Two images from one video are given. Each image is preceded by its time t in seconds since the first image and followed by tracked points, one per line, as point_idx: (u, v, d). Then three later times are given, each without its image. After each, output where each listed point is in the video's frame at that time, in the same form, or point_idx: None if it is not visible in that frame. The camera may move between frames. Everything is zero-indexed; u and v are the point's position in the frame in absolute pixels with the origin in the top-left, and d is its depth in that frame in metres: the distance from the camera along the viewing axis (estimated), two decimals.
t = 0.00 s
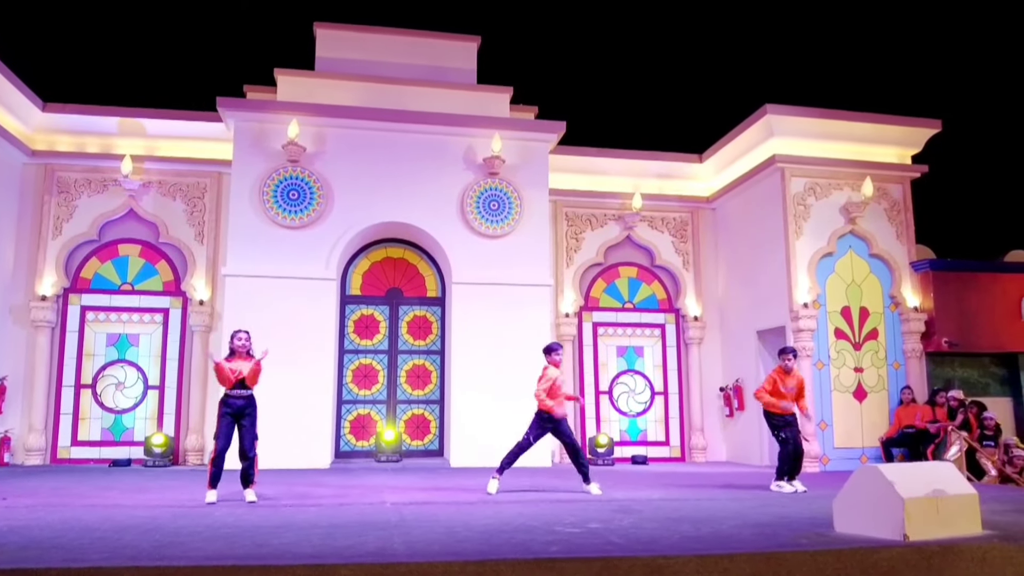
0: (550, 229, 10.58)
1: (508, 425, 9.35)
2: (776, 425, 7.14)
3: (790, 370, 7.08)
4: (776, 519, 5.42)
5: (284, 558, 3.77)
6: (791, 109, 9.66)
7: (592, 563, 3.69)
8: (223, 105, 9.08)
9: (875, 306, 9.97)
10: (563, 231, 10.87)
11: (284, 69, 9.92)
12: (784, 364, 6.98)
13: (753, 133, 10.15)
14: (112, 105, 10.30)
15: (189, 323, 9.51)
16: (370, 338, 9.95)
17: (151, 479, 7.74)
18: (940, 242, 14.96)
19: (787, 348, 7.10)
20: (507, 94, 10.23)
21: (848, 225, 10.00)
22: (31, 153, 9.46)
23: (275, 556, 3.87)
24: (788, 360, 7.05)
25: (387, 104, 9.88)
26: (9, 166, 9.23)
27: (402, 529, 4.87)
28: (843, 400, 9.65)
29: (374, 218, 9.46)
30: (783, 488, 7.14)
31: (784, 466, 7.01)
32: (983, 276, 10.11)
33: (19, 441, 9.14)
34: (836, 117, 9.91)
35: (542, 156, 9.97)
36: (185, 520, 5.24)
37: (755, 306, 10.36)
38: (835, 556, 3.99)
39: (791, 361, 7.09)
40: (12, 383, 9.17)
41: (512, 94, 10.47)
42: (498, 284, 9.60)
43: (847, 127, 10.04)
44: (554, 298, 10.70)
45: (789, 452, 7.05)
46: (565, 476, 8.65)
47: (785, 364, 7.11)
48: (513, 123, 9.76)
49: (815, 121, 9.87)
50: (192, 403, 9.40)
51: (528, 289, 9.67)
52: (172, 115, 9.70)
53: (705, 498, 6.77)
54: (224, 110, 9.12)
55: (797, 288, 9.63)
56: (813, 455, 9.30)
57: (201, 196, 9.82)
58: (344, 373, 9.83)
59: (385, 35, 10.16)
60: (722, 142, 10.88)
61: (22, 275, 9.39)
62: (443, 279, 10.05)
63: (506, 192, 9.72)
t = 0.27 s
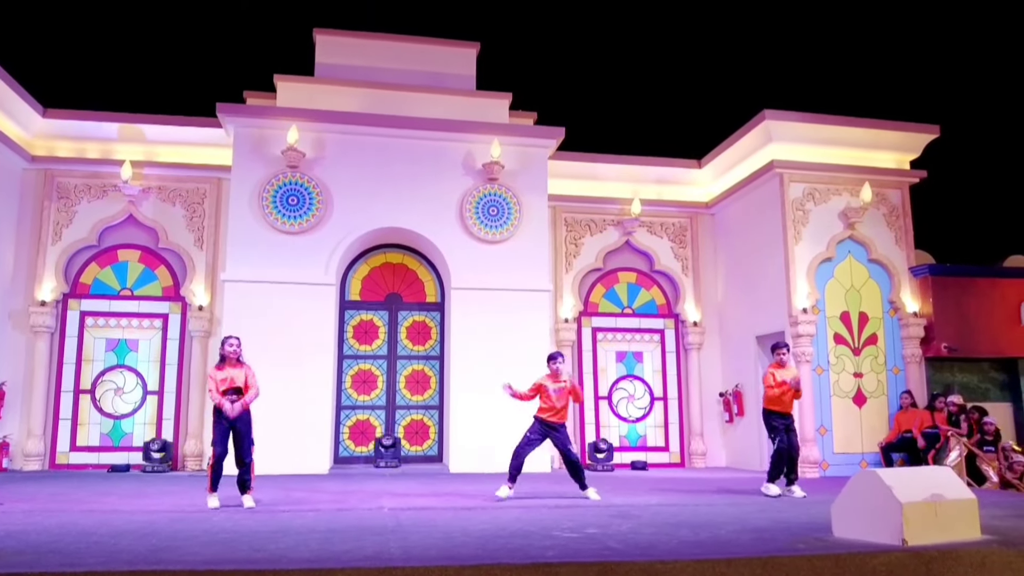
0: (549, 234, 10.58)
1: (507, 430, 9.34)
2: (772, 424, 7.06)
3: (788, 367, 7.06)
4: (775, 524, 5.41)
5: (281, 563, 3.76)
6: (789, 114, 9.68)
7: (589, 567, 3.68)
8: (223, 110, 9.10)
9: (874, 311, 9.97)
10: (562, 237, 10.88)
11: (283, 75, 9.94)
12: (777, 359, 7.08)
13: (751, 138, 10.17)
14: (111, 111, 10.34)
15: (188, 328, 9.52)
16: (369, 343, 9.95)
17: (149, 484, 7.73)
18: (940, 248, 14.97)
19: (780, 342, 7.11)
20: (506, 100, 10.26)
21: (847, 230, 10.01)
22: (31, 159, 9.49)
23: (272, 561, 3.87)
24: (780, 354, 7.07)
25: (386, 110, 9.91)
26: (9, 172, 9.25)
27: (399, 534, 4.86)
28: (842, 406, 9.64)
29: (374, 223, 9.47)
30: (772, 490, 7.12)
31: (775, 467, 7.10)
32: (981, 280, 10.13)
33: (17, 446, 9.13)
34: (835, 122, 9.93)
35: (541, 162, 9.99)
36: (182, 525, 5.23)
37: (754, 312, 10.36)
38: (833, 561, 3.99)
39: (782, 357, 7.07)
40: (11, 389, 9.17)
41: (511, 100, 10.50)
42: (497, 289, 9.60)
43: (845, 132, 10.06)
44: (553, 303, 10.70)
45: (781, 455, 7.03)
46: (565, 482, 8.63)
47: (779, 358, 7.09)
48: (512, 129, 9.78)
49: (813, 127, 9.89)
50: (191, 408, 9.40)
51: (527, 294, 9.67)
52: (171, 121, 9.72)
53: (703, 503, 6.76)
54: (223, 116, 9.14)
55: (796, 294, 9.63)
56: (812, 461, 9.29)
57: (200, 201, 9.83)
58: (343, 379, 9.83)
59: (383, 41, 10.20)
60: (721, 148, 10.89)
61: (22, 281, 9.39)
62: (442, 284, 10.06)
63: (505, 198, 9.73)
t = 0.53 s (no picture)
0: (550, 238, 10.58)
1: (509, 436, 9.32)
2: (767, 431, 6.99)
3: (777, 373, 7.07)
4: (777, 530, 5.39)
5: (280, 568, 3.75)
6: (790, 119, 9.68)
7: (591, 572, 3.67)
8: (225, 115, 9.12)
9: (876, 316, 9.95)
10: (563, 241, 10.88)
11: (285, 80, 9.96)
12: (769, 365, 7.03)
13: (753, 143, 10.17)
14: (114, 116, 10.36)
15: (190, 333, 9.52)
16: (371, 348, 9.95)
17: (150, 490, 7.72)
18: (942, 252, 14.95)
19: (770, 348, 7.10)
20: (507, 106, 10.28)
21: (849, 235, 10.00)
22: (34, 164, 9.51)
23: (272, 566, 3.86)
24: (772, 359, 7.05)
25: (387, 115, 9.92)
26: (12, 178, 9.26)
27: (400, 539, 4.85)
28: (845, 411, 9.61)
29: (375, 228, 9.47)
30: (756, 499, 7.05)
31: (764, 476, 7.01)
32: (983, 285, 10.11)
33: (18, 451, 9.12)
34: (836, 127, 9.93)
35: (542, 167, 9.99)
36: (182, 530, 5.22)
37: (756, 317, 10.34)
38: (836, 566, 3.97)
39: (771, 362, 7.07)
40: (13, 394, 9.16)
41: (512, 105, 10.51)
42: (498, 294, 9.59)
43: (847, 137, 10.05)
44: (555, 308, 10.69)
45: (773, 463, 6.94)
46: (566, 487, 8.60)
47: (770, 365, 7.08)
48: (513, 134, 9.79)
49: (815, 132, 9.89)
50: (193, 413, 9.39)
51: (528, 299, 9.66)
52: (173, 126, 9.74)
53: (705, 508, 6.74)
54: (225, 121, 9.15)
55: (798, 298, 9.62)
56: (815, 466, 9.26)
57: (202, 207, 9.84)
58: (344, 384, 9.82)
59: (385, 47, 10.21)
60: (723, 153, 10.89)
61: (24, 286, 9.40)
62: (444, 289, 10.06)
63: (506, 203, 9.73)
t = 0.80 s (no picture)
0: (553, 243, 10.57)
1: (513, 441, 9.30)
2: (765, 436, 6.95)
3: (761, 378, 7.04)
4: (781, 536, 5.36)
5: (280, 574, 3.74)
6: (793, 123, 9.66)
7: None
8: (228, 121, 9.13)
9: (880, 321, 9.91)
10: (566, 246, 10.87)
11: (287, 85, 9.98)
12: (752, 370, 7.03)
13: (756, 147, 10.15)
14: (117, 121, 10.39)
15: (192, 337, 9.52)
16: (373, 353, 9.93)
17: (152, 495, 7.70)
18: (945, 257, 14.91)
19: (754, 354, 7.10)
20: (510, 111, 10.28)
21: (852, 239, 9.97)
22: (37, 169, 9.53)
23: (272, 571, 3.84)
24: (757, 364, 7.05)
25: (390, 120, 9.93)
26: (15, 183, 9.29)
27: (401, 544, 4.83)
28: (849, 416, 9.57)
29: (378, 233, 9.47)
30: (758, 505, 7.03)
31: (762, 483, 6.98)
32: (988, 290, 10.07)
33: (21, 456, 9.12)
34: (839, 132, 9.91)
35: (545, 171, 9.99)
36: (183, 535, 5.21)
37: (760, 321, 10.31)
38: (840, 572, 3.95)
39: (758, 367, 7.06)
40: (15, 398, 9.17)
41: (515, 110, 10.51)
42: (501, 298, 9.58)
43: (850, 141, 10.03)
44: (557, 313, 10.67)
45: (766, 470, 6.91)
46: (570, 493, 8.57)
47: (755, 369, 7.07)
48: (515, 139, 9.79)
49: (818, 136, 9.87)
50: (195, 418, 9.39)
51: (531, 304, 9.65)
52: (176, 131, 9.76)
53: (708, 514, 6.70)
54: (228, 126, 9.17)
55: (802, 303, 9.59)
56: (819, 471, 9.21)
57: (204, 212, 9.86)
58: (347, 389, 9.80)
59: (387, 52, 10.23)
60: (726, 157, 10.88)
61: (27, 290, 9.40)
62: (446, 293, 10.05)
63: (509, 208, 9.72)
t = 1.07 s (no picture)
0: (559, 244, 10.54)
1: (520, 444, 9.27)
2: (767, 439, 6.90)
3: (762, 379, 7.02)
4: (789, 538, 5.32)
5: None
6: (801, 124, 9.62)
7: None
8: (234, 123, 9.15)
9: (889, 322, 9.85)
10: (572, 248, 10.84)
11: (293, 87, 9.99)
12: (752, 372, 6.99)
13: (763, 148, 10.11)
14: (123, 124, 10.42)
15: (199, 340, 9.53)
16: (379, 355, 9.93)
17: (158, 497, 7.70)
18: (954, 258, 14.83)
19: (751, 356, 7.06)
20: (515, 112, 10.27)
21: (860, 240, 9.91)
22: (44, 172, 9.57)
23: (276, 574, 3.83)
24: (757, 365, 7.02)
25: (395, 122, 9.93)
26: (23, 186, 9.33)
27: (406, 547, 4.81)
28: (858, 418, 9.51)
29: (384, 235, 9.46)
30: (765, 507, 6.98)
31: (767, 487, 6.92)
32: (998, 291, 10.00)
33: (28, 458, 9.15)
34: (847, 132, 9.86)
35: (551, 173, 9.97)
36: (189, 537, 5.20)
37: (767, 323, 10.26)
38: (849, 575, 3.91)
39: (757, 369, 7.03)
40: (23, 400, 9.19)
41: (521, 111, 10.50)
42: (507, 300, 9.56)
43: (858, 142, 9.98)
44: (564, 315, 10.64)
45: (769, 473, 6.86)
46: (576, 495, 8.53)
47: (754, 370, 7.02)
48: (520, 140, 9.78)
49: (826, 136, 9.82)
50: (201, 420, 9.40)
51: (537, 306, 9.63)
52: (182, 134, 9.78)
53: (715, 516, 6.66)
54: (234, 129, 9.19)
55: (809, 304, 9.53)
56: (828, 474, 9.14)
57: (210, 214, 9.87)
58: (353, 391, 9.80)
59: (393, 54, 10.23)
60: (732, 158, 10.84)
61: (34, 292, 9.43)
62: (452, 295, 10.03)
63: (515, 209, 9.71)
